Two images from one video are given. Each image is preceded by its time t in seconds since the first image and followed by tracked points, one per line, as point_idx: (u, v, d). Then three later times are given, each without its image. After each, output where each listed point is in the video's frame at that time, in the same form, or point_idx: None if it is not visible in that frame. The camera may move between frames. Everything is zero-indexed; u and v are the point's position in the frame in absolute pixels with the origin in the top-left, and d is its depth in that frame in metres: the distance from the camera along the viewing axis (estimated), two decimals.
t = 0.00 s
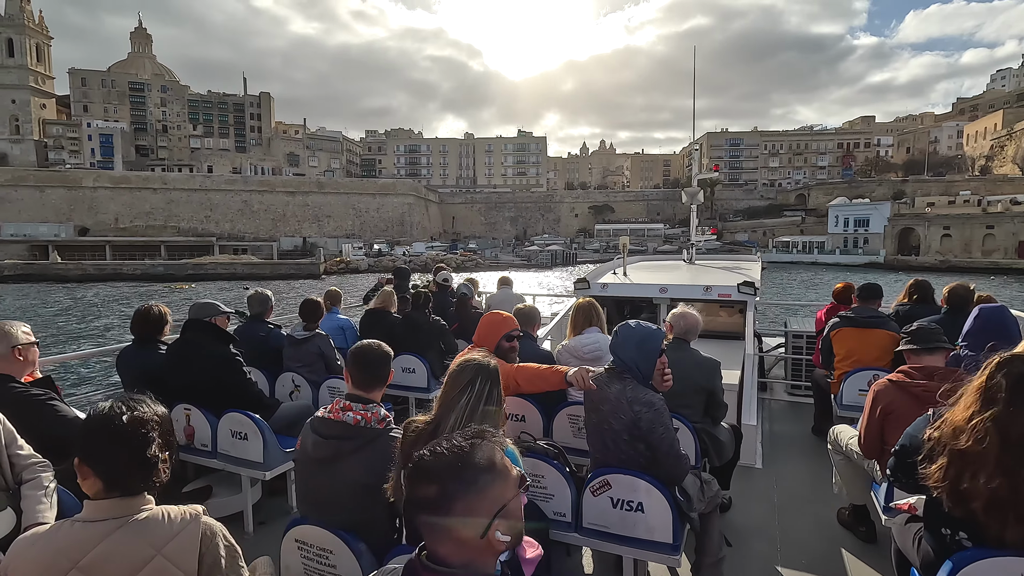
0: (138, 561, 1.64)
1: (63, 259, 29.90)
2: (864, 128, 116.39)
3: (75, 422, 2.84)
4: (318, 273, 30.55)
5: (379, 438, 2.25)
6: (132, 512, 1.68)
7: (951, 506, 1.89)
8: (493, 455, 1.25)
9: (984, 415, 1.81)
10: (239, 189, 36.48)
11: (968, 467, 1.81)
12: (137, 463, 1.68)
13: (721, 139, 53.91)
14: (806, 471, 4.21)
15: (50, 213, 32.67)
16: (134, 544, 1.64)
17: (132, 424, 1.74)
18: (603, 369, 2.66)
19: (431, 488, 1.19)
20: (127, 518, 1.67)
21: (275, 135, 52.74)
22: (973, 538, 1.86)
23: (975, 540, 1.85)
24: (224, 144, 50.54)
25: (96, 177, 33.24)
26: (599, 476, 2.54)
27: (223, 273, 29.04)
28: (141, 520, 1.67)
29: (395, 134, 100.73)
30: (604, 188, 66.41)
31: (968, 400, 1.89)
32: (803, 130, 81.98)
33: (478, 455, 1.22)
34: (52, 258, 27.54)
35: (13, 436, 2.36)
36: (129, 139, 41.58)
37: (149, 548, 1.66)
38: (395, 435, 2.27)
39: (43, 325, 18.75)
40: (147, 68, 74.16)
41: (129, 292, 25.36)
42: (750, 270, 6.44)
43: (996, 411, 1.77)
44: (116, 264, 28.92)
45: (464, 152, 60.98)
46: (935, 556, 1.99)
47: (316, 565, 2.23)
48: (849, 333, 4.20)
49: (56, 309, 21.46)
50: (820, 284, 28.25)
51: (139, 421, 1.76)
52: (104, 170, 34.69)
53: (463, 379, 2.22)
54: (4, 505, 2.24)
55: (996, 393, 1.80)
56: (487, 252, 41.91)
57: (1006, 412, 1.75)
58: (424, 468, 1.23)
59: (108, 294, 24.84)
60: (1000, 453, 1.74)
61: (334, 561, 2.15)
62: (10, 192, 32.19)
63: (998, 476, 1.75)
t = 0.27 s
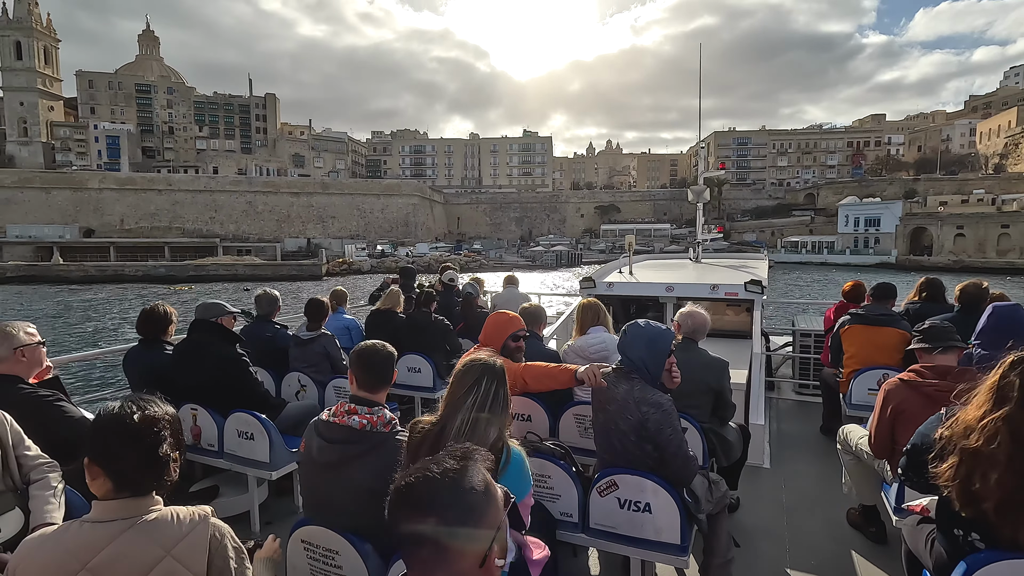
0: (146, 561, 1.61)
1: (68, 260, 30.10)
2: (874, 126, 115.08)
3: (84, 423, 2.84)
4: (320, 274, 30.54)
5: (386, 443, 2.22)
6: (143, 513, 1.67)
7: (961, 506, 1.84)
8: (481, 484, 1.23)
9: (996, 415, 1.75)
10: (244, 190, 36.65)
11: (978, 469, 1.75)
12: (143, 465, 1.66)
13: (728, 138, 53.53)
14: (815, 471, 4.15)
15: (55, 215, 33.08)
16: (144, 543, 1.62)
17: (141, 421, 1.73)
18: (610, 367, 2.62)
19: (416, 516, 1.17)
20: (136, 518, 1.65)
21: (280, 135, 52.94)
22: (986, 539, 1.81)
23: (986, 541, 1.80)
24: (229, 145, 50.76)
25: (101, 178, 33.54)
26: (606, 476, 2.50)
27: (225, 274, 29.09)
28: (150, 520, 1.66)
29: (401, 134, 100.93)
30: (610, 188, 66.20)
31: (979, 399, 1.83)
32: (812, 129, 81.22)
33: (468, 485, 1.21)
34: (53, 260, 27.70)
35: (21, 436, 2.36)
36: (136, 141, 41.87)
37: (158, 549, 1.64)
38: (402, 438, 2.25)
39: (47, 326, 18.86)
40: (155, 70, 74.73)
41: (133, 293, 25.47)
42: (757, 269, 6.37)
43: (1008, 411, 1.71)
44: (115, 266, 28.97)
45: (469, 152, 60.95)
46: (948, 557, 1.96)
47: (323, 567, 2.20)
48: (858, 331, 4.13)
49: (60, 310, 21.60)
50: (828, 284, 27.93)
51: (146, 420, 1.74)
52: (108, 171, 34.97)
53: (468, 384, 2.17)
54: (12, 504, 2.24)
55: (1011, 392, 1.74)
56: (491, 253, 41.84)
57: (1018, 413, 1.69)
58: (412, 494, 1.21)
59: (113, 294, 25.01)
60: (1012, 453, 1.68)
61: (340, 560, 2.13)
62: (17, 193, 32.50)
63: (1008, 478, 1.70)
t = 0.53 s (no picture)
0: (156, 561, 1.60)
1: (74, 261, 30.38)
2: (887, 125, 113.61)
3: (97, 423, 2.85)
4: (324, 275, 30.54)
5: (394, 444, 2.19)
6: (150, 514, 1.63)
7: (975, 509, 1.77)
8: (461, 520, 1.13)
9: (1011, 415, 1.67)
10: (250, 192, 36.95)
11: (990, 471, 1.68)
12: (150, 464, 1.63)
13: (737, 137, 53.13)
14: (825, 472, 4.08)
15: (64, 216, 33.55)
16: (154, 543, 1.59)
17: (145, 423, 1.70)
18: (619, 369, 2.57)
19: (382, 556, 1.08)
20: (147, 517, 1.62)
21: (287, 137, 53.26)
22: (999, 541, 1.75)
23: (1001, 543, 1.74)
24: (237, 147, 51.15)
25: (108, 180, 33.99)
26: (614, 477, 2.47)
27: (229, 275, 29.18)
28: (161, 520, 1.63)
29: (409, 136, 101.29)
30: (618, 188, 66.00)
31: (994, 399, 1.76)
32: (824, 127, 80.42)
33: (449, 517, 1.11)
34: (58, 261, 27.96)
35: (34, 435, 2.37)
36: (145, 142, 42.29)
37: (167, 548, 1.61)
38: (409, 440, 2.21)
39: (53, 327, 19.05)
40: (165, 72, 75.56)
41: (137, 295, 25.59)
42: (765, 267, 6.29)
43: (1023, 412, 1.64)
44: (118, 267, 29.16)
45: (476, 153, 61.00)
46: (961, 558, 1.91)
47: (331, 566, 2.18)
48: (869, 329, 4.05)
49: (68, 311, 21.80)
50: (838, 285, 27.58)
51: (152, 421, 1.71)
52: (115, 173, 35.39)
53: (474, 387, 2.09)
54: (25, 503, 2.24)
55: None
56: (496, 253, 41.82)
57: None
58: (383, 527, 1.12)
59: (120, 295, 25.24)
60: None
61: (348, 561, 2.08)
62: (27, 195, 32.92)
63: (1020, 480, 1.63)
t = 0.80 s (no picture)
0: (166, 563, 1.58)
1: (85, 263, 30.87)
2: (903, 123, 111.77)
3: (115, 422, 2.85)
4: (329, 276, 30.65)
5: (407, 442, 2.15)
6: (162, 516, 1.61)
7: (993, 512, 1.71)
8: (493, 529, 1.10)
9: None
10: (259, 194, 37.29)
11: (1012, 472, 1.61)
12: (162, 463, 1.60)
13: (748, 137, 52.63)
14: (839, 474, 3.99)
15: (75, 218, 34.11)
16: (165, 545, 1.58)
17: (153, 423, 1.66)
18: (631, 369, 2.52)
19: (417, 566, 1.04)
20: (158, 518, 1.60)
21: (297, 139, 53.66)
22: (1020, 544, 1.69)
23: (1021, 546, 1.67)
24: (247, 149, 51.60)
25: (119, 182, 34.58)
26: (626, 477, 2.43)
27: (234, 276, 29.38)
28: (172, 521, 1.61)
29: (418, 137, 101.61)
30: (627, 188, 65.70)
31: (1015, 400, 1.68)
32: (838, 126, 79.37)
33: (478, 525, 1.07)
34: (66, 262, 28.30)
35: (54, 434, 2.38)
36: (156, 145, 42.80)
37: (178, 550, 1.59)
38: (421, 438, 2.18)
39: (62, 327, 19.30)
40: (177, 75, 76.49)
41: (144, 296, 25.90)
42: (777, 268, 6.20)
43: None
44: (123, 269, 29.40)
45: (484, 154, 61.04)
46: (983, 561, 1.84)
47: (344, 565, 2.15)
48: (884, 329, 3.97)
49: (79, 312, 22.08)
50: (851, 287, 27.16)
51: (163, 421, 1.68)
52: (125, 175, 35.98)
53: (489, 386, 2.04)
54: (46, 500, 2.25)
55: None
56: (504, 254, 41.78)
57: None
58: (412, 536, 1.08)
59: (131, 296, 25.53)
60: None
61: (362, 561, 2.05)
62: (39, 197, 33.46)
63: None
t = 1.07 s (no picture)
0: (188, 562, 1.58)
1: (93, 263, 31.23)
2: (921, 121, 109.80)
3: (134, 421, 2.87)
4: (334, 278, 30.61)
5: (423, 443, 2.15)
6: (184, 515, 1.61)
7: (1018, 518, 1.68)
8: (520, 525, 1.11)
9: None
10: (267, 195, 37.51)
11: None
12: (187, 465, 1.60)
13: (760, 137, 52.18)
14: (853, 478, 3.96)
15: (86, 218, 34.60)
16: (188, 544, 1.58)
17: (180, 425, 1.66)
18: (645, 373, 2.51)
19: (449, 566, 1.05)
20: (181, 517, 1.61)
21: (307, 140, 53.89)
22: None
23: None
24: (257, 150, 51.92)
25: (129, 184, 35.09)
26: (641, 479, 2.41)
27: (238, 277, 29.47)
28: (195, 520, 1.61)
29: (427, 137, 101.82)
30: (638, 189, 65.44)
31: None
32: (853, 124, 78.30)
33: (506, 526, 1.07)
34: (72, 264, 28.53)
35: (76, 433, 2.45)
36: (167, 146, 43.19)
37: (201, 549, 1.60)
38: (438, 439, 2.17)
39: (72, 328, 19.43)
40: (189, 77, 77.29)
41: (151, 297, 26.15)
42: (790, 270, 6.15)
43: None
44: (127, 270, 29.50)
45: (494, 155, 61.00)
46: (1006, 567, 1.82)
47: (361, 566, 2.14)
48: (901, 332, 3.92)
49: (87, 313, 22.25)
50: (865, 289, 26.79)
51: (190, 422, 1.68)
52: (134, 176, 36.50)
53: (502, 387, 2.03)
54: (68, 499, 2.34)
55: None
56: (512, 255, 41.66)
57: None
58: (442, 536, 1.09)
59: (141, 297, 25.73)
60: None
61: (380, 561, 2.03)
62: (51, 199, 33.98)
63: None
